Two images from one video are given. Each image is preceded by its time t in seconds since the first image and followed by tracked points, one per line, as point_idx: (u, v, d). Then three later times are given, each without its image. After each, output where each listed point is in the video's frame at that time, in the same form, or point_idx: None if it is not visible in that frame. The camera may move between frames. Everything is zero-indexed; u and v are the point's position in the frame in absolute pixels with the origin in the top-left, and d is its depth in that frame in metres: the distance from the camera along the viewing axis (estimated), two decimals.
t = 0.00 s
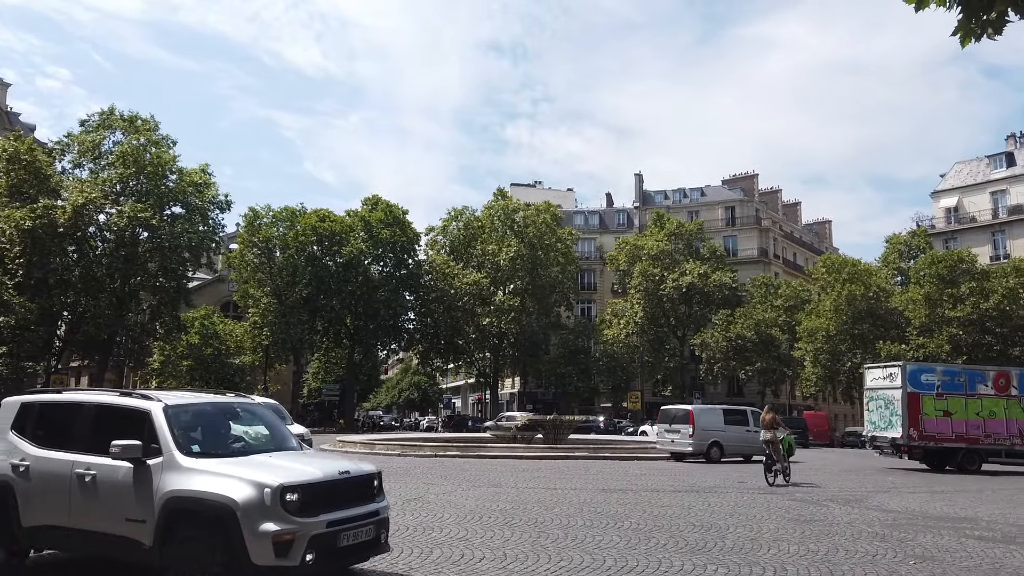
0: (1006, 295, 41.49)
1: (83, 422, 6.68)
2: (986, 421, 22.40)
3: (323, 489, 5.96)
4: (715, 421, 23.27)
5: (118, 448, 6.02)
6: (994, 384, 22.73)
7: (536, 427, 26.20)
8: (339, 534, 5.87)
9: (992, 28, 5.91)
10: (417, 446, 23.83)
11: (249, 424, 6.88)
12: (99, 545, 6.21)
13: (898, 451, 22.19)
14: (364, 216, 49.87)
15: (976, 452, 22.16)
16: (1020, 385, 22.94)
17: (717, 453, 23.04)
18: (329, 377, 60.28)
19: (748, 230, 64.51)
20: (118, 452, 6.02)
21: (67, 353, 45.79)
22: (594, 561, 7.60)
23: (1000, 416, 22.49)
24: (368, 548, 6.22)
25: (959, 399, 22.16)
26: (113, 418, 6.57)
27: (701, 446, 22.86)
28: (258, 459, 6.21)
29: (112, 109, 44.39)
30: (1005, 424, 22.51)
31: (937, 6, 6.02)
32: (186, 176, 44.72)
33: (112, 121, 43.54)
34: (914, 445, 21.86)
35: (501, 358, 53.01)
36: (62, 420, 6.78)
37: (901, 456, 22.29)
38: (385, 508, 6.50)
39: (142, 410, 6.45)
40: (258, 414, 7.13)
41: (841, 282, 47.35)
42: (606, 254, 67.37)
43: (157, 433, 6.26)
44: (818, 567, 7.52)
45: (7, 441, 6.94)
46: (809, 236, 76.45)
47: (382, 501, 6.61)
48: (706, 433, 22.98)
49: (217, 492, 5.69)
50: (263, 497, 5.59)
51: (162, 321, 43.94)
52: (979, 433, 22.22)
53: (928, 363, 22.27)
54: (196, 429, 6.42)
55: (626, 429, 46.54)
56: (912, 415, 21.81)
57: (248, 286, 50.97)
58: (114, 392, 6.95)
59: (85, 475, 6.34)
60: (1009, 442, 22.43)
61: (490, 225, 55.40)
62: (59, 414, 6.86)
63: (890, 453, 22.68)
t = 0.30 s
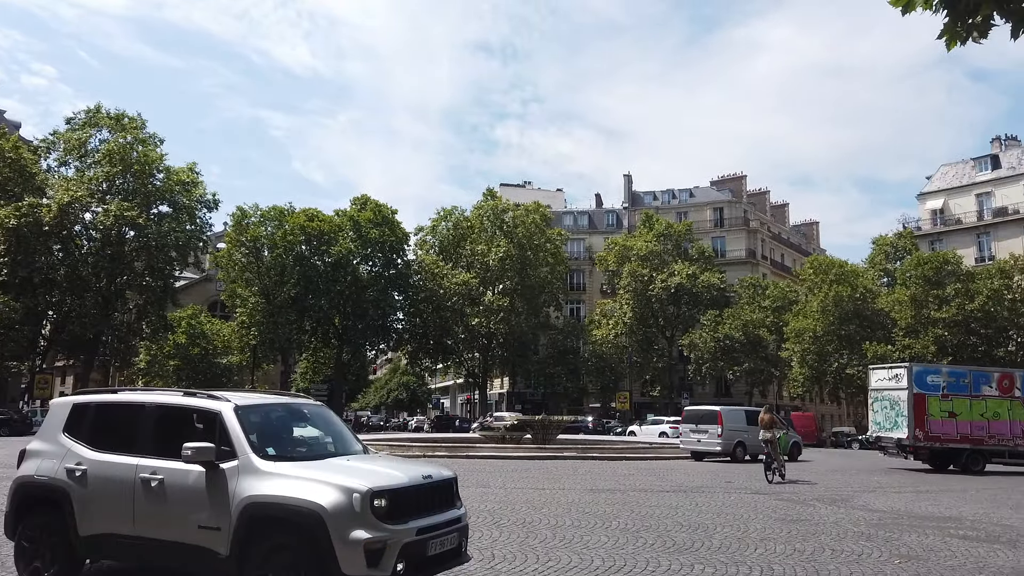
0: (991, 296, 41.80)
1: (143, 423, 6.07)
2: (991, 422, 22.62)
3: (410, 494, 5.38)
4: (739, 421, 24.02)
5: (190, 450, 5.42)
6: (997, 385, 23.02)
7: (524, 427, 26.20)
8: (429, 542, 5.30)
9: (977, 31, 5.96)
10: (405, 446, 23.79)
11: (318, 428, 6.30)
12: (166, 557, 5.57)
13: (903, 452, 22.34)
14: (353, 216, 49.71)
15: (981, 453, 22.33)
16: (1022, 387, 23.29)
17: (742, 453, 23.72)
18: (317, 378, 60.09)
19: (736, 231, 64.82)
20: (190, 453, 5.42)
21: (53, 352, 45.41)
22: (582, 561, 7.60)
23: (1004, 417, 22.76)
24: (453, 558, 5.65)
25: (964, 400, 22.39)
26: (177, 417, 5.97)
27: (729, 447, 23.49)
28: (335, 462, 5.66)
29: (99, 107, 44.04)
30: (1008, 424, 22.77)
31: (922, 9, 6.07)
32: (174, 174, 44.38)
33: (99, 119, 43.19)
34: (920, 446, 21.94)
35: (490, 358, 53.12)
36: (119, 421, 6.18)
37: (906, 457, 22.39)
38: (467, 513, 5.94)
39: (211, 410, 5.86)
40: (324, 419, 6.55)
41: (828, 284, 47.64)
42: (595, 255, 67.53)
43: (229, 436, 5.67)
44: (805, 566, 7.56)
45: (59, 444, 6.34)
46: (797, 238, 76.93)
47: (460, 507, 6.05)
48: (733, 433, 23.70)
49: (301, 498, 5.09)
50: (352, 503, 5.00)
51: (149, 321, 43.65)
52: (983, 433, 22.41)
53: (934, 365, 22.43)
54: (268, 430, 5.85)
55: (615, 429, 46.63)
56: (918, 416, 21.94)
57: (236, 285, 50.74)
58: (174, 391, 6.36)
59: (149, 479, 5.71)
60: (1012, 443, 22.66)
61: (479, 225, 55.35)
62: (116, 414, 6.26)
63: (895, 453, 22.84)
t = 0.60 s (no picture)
0: (974, 297, 42.12)
1: (207, 425, 5.81)
2: (992, 422, 22.76)
3: (500, 500, 5.14)
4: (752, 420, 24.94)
5: (266, 454, 5.19)
6: (999, 386, 23.22)
7: (512, 427, 26.22)
8: (523, 551, 5.05)
9: (961, 34, 6.00)
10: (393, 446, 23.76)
11: (388, 429, 6.03)
12: (240, 568, 5.30)
13: (906, 451, 22.55)
14: (341, 214, 49.63)
15: (983, 452, 22.48)
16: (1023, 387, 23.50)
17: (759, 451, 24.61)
18: (303, 377, 59.79)
19: (723, 232, 65.08)
20: (268, 457, 5.18)
21: (36, 351, 45.01)
22: (568, 561, 7.59)
23: (1005, 417, 22.88)
24: (543, 568, 5.39)
25: (966, 399, 22.59)
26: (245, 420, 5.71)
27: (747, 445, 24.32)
28: (418, 466, 5.43)
29: (83, 104, 43.64)
30: (1009, 424, 22.90)
31: (907, 12, 6.12)
32: (159, 172, 43.99)
33: (82, 117, 42.77)
34: (923, 446, 22.15)
35: (478, 358, 53.22)
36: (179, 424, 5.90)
37: (909, 456, 22.59)
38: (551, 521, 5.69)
39: (282, 412, 5.63)
40: (390, 420, 6.28)
41: (814, 284, 47.94)
42: (583, 255, 67.62)
43: (305, 439, 5.44)
44: (789, 565, 7.60)
45: (115, 448, 6.05)
46: (783, 238, 77.36)
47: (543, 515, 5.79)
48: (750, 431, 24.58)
49: (391, 506, 4.84)
50: (447, 510, 4.76)
51: (134, 320, 43.28)
52: (985, 433, 22.58)
53: (937, 365, 22.63)
54: (342, 432, 5.62)
55: (602, 429, 46.70)
56: (921, 416, 22.18)
57: (221, 285, 50.42)
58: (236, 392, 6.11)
59: (219, 485, 5.45)
60: (1013, 442, 22.77)
61: (467, 225, 55.19)
62: (176, 417, 5.98)
63: (898, 453, 23.04)
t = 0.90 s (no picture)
0: (959, 298, 42.38)
1: (280, 426, 5.35)
2: (994, 422, 22.93)
3: (599, 508, 4.81)
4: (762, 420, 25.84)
5: (350, 457, 4.78)
6: (1001, 387, 23.50)
7: (500, 427, 26.25)
8: (623, 563, 4.71)
9: (946, 36, 6.04)
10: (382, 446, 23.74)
11: (466, 434, 5.58)
12: None
13: (911, 451, 22.69)
14: (330, 213, 49.42)
15: (986, 452, 22.61)
16: None
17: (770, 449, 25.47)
18: (291, 377, 59.62)
19: (711, 232, 65.30)
20: (350, 461, 4.77)
21: (21, 351, 44.62)
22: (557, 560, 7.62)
23: (1007, 417, 23.05)
24: None
25: (969, 400, 22.79)
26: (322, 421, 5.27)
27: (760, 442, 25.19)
28: (508, 470, 5.08)
29: (68, 101, 43.24)
30: (1012, 425, 23.05)
31: (892, 14, 6.17)
32: (145, 171, 43.70)
33: (68, 114, 42.36)
34: (928, 446, 22.32)
35: (466, 358, 53.38)
36: (246, 422, 5.46)
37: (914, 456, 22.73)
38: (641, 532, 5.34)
39: (361, 412, 5.19)
40: (465, 424, 5.81)
41: (801, 284, 48.19)
42: (571, 255, 67.72)
43: (389, 441, 5.00)
44: (778, 564, 7.63)
45: (178, 450, 5.57)
46: (770, 239, 77.82)
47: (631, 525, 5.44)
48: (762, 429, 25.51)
49: (488, 512, 4.47)
50: (548, 518, 4.42)
51: (120, 319, 43.00)
52: (988, 433, 22.73)
53: (940, 366, 22.94)
54: (425, 435, 5.20)
55: (590, 429, 46.78)
56: (925, 417, 22.34)
57: (209, 284, 50.12)
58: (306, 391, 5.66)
59: (296, 490, 5.01)
60: (1015, 442, 22.92)
61: (456, 224, 55.06)
62: (243, 417, 5.52)
63: (902, 453, 23.21)
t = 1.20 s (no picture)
0: (945, 298, 42.60)
1: (352, 428, 5.07)
2: (998, 423, 23.13)
3: (698, 517, 4.56)
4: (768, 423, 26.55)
5: (434, 461, 4.51)
6: (1003, 387, 23.71)
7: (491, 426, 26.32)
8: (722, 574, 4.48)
9: (932, 39, 6.10)
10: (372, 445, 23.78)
11: (541, 437, 5.30)
12: None
13: (916, 451, 22.91)
14: (318, 213, 49.20)
15: (989, 452, 22.78)
16: None
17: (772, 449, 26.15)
18: (280, 377, 59.50)
19: (700, 233, 65.51)
20: (435, 466, 4.50)
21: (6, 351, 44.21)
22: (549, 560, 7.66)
23: (1009, 418, 23.28)
24: None
25: (973, 400, 23.05)
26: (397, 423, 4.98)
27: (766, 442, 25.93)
28: (598, 477, 4.83)
29: (55, 99, 42.91)
30: (1013, 425, 23.26)
31: (880, 17, 6.21)
32: (132, 169, 43.38)
33: (54, 112, 42.03)
34: (933, 445, 22.52)
35: (455, 358, 53.41)
36: (316, 425, 5.18)
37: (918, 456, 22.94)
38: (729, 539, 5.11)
39: (440, 414, 4.91)
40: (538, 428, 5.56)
41: (789, 285, 48.40)
42: (561, 255, 67.81)
43: (474, 445, 4.75)
44: (765, 564, 7.65)
45: (243, 453, 5.27)
46: (759, 240, 78.18)
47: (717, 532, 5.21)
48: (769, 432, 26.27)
49: (588, 520, 4.21)
50: (652, 528, 4.17)
51: (105, 318, 42.71)
52: (991, 433, 22.91)
53: (945, 366, 23.25)
54: (507, 438, 4.95)
55: (579, 428, 46.79)
56: (930, 416, 22.59)
57: (196, 283, 49.80)
58: (375, 391, 5.37)
59: (376, 496, 4.74)
60: (1017, 443, 23.08)
61: (446, 224, 54.99)
62: (310, 418, 5.25)
63: (907, 453, 23.45)
